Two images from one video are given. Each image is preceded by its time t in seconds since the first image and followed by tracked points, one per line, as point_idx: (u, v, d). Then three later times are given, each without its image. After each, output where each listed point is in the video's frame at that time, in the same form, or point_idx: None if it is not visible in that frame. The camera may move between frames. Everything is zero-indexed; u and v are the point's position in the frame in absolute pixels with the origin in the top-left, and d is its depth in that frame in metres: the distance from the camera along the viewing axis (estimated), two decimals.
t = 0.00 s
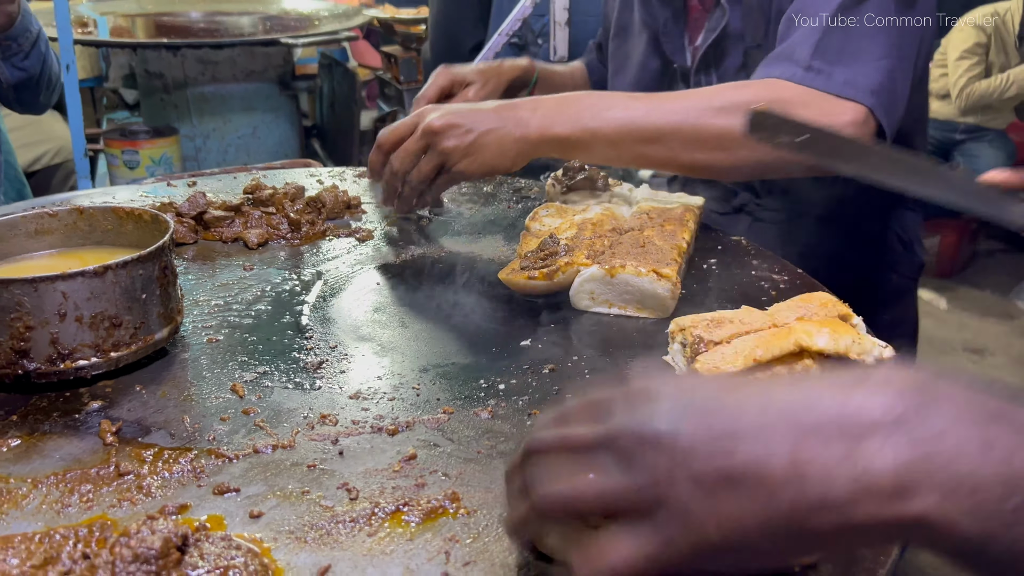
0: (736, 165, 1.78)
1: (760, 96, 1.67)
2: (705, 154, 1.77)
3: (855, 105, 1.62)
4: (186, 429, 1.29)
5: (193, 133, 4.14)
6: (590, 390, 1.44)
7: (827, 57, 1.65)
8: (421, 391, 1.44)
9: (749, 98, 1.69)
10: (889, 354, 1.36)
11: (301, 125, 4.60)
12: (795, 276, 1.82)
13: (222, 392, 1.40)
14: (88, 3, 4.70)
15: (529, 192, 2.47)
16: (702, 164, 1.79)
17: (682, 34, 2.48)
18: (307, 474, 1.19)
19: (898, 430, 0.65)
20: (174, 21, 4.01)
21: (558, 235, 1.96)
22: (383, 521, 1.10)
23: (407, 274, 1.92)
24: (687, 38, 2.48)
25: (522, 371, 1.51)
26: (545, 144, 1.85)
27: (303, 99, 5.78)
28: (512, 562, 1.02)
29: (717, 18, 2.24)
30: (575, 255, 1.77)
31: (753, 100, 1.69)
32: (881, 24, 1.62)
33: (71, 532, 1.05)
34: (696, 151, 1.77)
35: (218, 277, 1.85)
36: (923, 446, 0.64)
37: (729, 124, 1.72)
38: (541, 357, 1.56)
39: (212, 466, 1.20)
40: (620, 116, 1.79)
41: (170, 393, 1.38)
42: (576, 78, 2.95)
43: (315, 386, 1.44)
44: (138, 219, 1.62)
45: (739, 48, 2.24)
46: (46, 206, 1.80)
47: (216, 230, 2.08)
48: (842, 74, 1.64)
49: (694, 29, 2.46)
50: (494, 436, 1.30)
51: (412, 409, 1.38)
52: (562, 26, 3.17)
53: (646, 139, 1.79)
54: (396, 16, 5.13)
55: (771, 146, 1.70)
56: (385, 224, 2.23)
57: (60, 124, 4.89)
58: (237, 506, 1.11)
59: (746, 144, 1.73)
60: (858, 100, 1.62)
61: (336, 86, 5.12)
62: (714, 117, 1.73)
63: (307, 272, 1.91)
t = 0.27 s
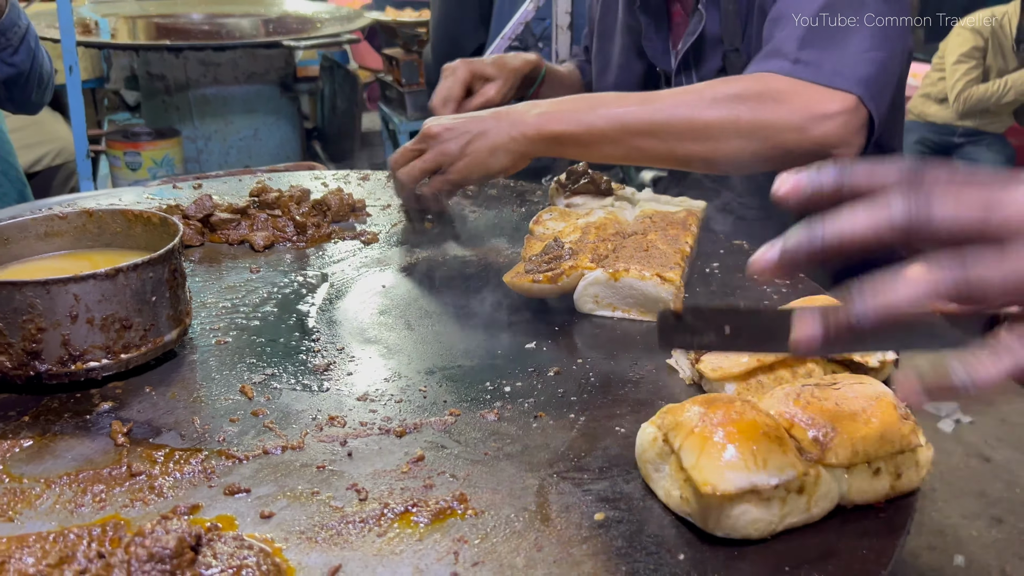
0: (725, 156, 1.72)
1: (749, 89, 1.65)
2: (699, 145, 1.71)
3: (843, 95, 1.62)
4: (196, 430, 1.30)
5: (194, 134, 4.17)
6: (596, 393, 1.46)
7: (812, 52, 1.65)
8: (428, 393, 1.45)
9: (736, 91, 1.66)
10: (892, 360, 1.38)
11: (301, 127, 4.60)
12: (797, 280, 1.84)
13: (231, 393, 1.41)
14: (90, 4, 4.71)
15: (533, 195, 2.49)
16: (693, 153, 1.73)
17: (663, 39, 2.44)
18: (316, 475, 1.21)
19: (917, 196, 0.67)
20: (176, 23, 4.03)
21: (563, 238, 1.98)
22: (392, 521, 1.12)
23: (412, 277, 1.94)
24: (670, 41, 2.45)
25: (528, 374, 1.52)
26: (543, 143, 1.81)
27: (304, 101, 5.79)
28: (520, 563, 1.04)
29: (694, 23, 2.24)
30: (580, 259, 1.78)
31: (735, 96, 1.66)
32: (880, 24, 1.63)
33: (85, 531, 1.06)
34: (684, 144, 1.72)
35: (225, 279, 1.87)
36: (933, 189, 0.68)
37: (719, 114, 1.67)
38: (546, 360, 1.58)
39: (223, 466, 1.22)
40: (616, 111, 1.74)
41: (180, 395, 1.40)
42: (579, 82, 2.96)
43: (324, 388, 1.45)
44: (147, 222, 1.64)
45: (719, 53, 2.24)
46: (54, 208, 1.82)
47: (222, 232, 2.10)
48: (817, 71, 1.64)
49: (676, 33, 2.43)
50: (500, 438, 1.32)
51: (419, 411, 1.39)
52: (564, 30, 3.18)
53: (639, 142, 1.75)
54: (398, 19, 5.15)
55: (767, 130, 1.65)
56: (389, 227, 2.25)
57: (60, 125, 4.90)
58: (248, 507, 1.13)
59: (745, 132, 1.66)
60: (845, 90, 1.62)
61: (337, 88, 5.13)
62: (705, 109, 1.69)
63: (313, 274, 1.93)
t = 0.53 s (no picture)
0: (738, 167, 1.86)
1: (777, 105, 1.77)
2: (731, 156, 1.84)
3: (870, 113, 1.73)
4: (205, 429, 1.30)
5: (195, 135, 4.16)
6: (603, 393, 1.46)
7: (845, 63, 1.73)
8: (435, 393, 1.45)
9: (770, 104, 1.78)
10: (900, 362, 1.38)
11: (302, 128, 4.60)
12: (802, 282, 1.84)
13: (239, 393, 1.41)
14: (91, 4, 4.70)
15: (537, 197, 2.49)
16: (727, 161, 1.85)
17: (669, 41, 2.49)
18: (326, 474, 1.21)
19: (932, 436, 0.81)
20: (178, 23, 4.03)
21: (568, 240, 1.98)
22: (402, 521, 1.12)
23: (418, 278, 1.94)
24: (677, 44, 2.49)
25: (535, 374, 1.52)
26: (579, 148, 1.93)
27: (305, 102, 5.79)
28: (530, 562, 1.04)
29: (706, 27, 2.28)
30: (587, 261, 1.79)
31: (774, 114, 1.77)
32: (881, 24, 1.69)
33: (96, 530, 1.06)
34: (708, 153, 1.86)
35: (231, 279, 1.87)
36: (957, 421, 0.80)
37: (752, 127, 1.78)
38: (553, 360, 1.58)
39: (232, 465, 1.22)
40: (652, 118, 1.87)
41: (188, 394, 1.40)
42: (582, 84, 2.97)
43: (331, 388, 1.45)
44: (155, 221, 1.64)
45: (728, 56, 2.27)
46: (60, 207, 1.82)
47: (228, 232, 2.10)
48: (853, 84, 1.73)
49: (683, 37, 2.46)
50: (509, 438, 1.32)
51: (427, 411, 1.39)
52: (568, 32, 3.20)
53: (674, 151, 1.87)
54: (399, 20, 5.15)
55: (797, 145, 1.76)
56: (394, 228, 2.25)
57: (61, 125, 4.89)
58: (258, 506, 1.13)
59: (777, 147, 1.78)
60: (873, 107, 1.73)
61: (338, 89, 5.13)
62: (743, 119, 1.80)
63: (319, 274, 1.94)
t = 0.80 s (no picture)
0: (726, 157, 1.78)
1: (747, 89, 1.71)
2: (702, 146, 1.78)
3: (841, 85, 1.66)
4: (205, 429, 1.31)
5: (195, 136, 4.16)
6: (601, 393, 1.47)
7: (818, 49, 1.69)
8: (434, 394, 1.46)
9: (736, 92, 1.73)
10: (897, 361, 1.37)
11: (301, 129, 4.60)
12: (799, 284, 1.85)
13: (239, 393, 1.42)
14: (90, 5, 4.71)
15: (535, 199, 2.50)
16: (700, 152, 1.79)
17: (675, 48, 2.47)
18: (326, 474, 1.21)
19: (933, 463, 0.84)
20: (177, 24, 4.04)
21: (566, 241, 1.99)
22: (401, 520, 1.12)
23: (417, 279, 1.95)
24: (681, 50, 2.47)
25: (533, 375, 1.53)
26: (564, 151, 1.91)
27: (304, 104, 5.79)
28: (529, 561, 1.05)
29: (710, 33, 2.23)
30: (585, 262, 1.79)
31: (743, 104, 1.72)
32: (881, 24, 1.68)
33: (96, 529, 1.06)
34: (681, 146, 1.80)
35: (230, 279, 1.88)
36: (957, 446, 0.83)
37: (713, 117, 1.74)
38: (551, 361, 1.59)
39: (232, 465, 1.22)
40: (621, 119, 1.86)
41: (187, 394, 1.40)
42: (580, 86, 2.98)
43: (331, 388, 1.46)
44: (155, 221, 1.64)
45: (733, 61, 2.24)
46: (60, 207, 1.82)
47: (228, 233, 2.11)
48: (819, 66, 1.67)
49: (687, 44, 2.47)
50: (507, 438, 1.33)
51: (426, 411, 1.40)
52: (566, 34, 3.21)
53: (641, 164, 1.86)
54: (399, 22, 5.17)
55: (764, 127, 1.70)
56: (393, 229, 2.26)
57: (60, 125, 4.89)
58: (258, 505, 1.14)
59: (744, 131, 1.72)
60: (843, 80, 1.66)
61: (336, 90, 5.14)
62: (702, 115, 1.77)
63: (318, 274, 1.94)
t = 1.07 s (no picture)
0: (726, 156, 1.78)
1: (746, 89, 1.72)
2: (699, 146, 1.79)
3: (840, 79, 1.65)
4: (201, 426, 1.31)
5: (193, 136, 4.16)
6: (596, 391, 1.48)
7: (818, 47, 1.69)
8: (430, 392, 1.47)
9: (734, 91, 1.74)
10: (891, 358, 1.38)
11: (299, 129, 4.60)
12: (794, 282, 1.86)
13: (236, 391, 1.42)
14: (88, 6, 4.72)
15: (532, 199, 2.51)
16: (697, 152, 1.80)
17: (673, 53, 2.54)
18: (322, 471, 1.22)
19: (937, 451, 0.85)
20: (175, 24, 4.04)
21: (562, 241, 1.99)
22: (396, 516, 1.13)
23: (413, 278, 1.95)
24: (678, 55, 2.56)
25: (529, 373, 1.54)
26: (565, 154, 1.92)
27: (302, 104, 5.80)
28: (523, 556, 1.05)
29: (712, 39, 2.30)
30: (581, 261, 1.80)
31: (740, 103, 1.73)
32: (880, 23, 1.68)
33: (93, 525, 1.07)
34: (680, 147, 1.81)
35: (227, 278, 1.88)
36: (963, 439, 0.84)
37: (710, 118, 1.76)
38: (547, 359, 1.59)
39: (229, 462, 1.23)
40: (619, 122, 1.88)
41: (184, 392, 1.41)
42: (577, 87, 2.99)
43: (327, 386, 1.47)
44: (152, 220, 1.65)
45: (735, 66, 2.23)
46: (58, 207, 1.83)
47: (225, 232, 2.11)
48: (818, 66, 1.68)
49: (685, 50, 2.54)
50: (503, 435, 1.33)
51: (422, 409, 1.41)
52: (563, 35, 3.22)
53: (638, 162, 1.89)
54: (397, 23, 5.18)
55: (762, 126, 1.70)
56: (390, 229, 2.26)
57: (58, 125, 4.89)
58: (254, 501, 1.14)
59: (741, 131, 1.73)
60: (842, 76, 1.65)
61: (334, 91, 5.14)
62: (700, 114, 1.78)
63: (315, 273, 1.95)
